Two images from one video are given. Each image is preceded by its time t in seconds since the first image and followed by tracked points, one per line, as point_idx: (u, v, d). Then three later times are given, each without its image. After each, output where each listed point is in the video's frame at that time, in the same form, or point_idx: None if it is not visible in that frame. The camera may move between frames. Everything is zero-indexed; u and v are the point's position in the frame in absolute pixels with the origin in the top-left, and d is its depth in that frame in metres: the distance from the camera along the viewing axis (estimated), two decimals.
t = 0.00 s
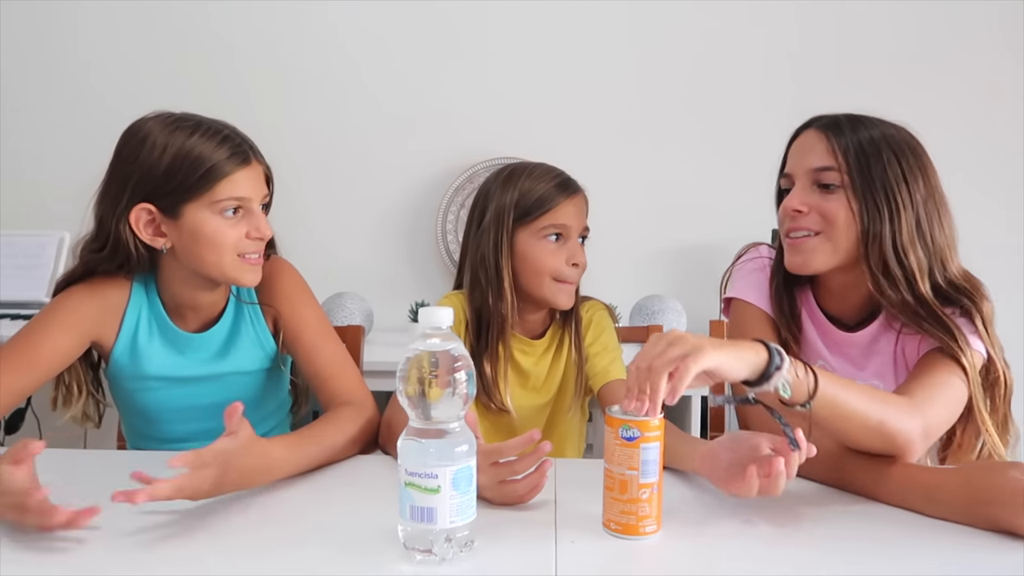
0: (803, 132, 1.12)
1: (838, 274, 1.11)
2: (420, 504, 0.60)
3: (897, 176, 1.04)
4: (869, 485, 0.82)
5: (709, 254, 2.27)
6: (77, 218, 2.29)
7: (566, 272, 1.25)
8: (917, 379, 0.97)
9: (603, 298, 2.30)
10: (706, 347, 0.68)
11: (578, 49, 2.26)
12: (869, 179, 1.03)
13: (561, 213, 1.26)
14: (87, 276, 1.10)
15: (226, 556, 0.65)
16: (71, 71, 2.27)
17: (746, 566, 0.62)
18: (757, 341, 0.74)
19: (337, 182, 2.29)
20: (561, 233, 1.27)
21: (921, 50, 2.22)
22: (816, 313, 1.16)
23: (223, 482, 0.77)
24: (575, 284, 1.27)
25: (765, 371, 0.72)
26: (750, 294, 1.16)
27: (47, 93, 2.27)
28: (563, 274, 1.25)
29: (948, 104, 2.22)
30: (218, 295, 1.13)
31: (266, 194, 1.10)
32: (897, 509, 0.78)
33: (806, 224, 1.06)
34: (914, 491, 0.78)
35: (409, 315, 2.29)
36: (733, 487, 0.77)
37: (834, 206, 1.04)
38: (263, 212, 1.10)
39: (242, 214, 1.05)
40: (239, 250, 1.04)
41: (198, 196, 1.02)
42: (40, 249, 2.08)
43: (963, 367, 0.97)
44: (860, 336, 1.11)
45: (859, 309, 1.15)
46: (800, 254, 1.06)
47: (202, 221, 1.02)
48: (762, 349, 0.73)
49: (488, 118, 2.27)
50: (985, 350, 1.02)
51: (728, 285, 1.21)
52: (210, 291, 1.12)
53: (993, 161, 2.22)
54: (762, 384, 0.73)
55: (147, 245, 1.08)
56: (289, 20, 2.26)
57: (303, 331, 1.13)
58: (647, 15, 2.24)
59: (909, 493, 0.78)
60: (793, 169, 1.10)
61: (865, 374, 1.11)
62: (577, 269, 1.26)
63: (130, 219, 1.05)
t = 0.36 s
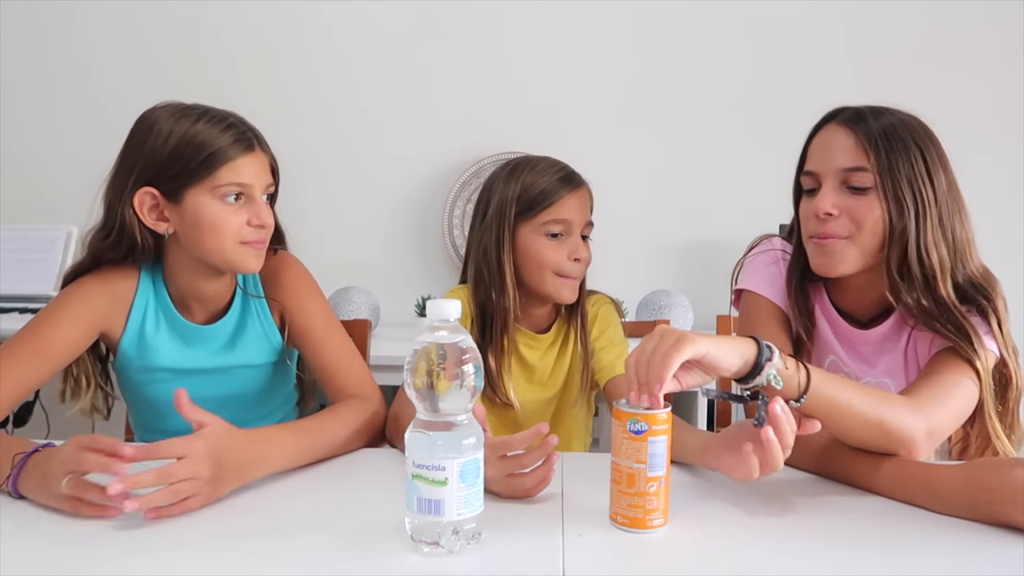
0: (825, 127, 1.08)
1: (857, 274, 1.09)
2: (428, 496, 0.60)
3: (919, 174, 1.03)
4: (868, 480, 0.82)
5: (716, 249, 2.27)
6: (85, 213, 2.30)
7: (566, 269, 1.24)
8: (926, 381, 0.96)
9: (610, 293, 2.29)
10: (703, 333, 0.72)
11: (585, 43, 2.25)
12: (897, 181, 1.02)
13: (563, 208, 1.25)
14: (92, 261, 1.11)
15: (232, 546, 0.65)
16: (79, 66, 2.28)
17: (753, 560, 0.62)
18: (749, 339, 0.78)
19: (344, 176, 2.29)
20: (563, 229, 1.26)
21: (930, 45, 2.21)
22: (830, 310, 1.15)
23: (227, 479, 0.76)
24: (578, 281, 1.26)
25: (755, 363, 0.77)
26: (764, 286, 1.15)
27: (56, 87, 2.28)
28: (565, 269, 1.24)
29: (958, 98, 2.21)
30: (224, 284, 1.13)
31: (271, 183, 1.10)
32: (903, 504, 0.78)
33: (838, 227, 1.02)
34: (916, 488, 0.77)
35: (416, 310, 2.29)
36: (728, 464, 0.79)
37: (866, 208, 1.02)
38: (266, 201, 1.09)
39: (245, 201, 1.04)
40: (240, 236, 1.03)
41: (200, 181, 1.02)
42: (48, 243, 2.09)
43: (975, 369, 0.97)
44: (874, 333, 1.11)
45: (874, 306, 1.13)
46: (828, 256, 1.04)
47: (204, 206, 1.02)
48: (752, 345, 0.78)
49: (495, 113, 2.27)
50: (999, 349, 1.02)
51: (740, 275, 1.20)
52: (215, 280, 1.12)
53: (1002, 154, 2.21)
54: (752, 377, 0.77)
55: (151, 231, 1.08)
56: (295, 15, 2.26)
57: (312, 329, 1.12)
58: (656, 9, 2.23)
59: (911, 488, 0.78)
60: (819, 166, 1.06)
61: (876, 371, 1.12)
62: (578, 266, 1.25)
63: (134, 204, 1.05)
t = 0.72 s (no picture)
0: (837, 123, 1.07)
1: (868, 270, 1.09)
2: (425, 491, 0.60)
3: (933, 171, 1.03)
4: (875, 475, 0.82)
5: (714, 246, 2.27)
6: (81, 209, 2.29)
7: (557, 262, 1.23)
8: (932, 383, 0.96)
9: (608, 290, 2.29)
10: (738, 371, 0.70)
11: (583, 41, 2.25)
12: (914, 178, 1.01)
13: (555, 204, 1.25)
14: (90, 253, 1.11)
15: (229, 540, 0.65)
16: (74, 63, 2.27)
17: (753, 556, 0.62)
18: (793, 387, 0.74)
19: (341, 172, 2.29)
20: (554, 225, 1.25)
21: (927, 42, 2.21)
22: (835, 305, 1.14)
23: (227, 475, 0.76)
24: (571, 274, 1.26)
25: (797, 419, 0.73)
26: (766, 280, 1.14)
27: (52, 84, 2.27)
28: (556, 265, 1.23)
29: (956, 95, 2.21)
30: (222, 276, 1.12)
31: (266, 175, 1.09)
32: (902, 500, 0.78)
33: (857, 224, 1.01)
34: (918, 481, 0.78)
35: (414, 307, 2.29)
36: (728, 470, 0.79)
37: (884, 207, 1.01)
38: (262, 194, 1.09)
39: (241, 193, 1.04)
40: (236, 228, 1.03)
41: (194, 172, 1.02)
42: (44, 239, 2.08)
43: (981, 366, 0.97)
44: (880, 328, 1.11)
45: (880, 301, 1.13)
46: (845, 253, 1.03)
47: (199, 197, 1.02)
48: (798, 396, 0.74)
49: (493, 110, 2.26)
50: (1004, 345, 1.03)
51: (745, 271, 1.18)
52: (212, 273, 1.11)
53: (998, 149, 2.21)
54: (795, 431, 0.73)
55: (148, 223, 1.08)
56: (293, 13, 2.26)
57: (315, 328, 1.12)
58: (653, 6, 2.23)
59: (913, 482, 0.78)
60: (837, 163, 1.04)
61: (881, 366, 1.12)
62: (571, 259, 1.24)
63: (129, 195, 1.05)
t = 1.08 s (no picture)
0: (830, 118, 1.07)
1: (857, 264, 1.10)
2: (412, 489, 0.60)
3: (924, 164, 1.04)
4: (858, 471, 0.83)
5: (702, 243, 2.28)
6: (67, 207, 2.28)
7: (542, 264, 1.24)
8: (908, 370, 0.97)
9: (597, 287, 2.30)
10: (724, 385, 0.71)
11: (573, 39, 2.25)
12: (908, 173, 1.02)
13: (542, 203, 1.25)
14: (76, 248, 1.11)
15: (217, 539, 0.65)
16: (60, 61, 2.25)
17: (739, 553, 0.62)
18: (772, 416, 0.76)
19: (329, 169, 2.28)
20: (541, 224, 1.25)
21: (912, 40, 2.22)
22: (818, 301, 1.15)
23: (216, 470, 0.76)
24: (556, 275, 1.26)
25: (782, 446, 0.74)
26: (751, 278, 1.13)
27: (37, 81, 2.25)
28: (540, 266, 1.24)
29: (943, 92, 2.22)
30: (210, 278, 1.12)
31: (256, 178, 1.09)
32: (886, 496, 0.78)
33: (857, 220, 1.02)
34: (903, 478, 0.78)
35: (403, 304, 2.29)
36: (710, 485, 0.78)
37: (882, 201, 1.02)
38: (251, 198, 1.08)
39: (227, 200, 1.03)
40: (222, 237, 1.03)
41: (181, 179, 1.01)
42: (30, 237, 2.06)
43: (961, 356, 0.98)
44: (862, 324, 1.12)
45: (863, 297, 1.14)
46: (844, 249, 1.03)
47: (184, 204, 1.02)
48: (778, 424, 0.75)
49: (484, 107, 2.26)
50: (984, 333, 1.04)
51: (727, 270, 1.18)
52: (201, 276, 1.11)
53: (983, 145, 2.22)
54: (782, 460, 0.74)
55: (135, 222, 1.08)
56: (279, 11, 2.25)
57: (300, 322, 1.12)
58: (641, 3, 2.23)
59: (897, 478, 0.79)
60: (835, 160, 1.04)
61: (864, 361, 1.13)
62: (556, 261, 1.25)
63: (117, 196, 1.05)
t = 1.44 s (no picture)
0: (814, 113, 1.08)
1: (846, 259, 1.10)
2: (401, 487, 0.60)
3: (909, 158, 1.05)
4: (845, 467, 0.83)
5: (691, 242, 2.29)
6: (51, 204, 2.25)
7: (530, 266, 1.24)
8: (898, 365, 0.98)
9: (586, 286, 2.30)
10: (710, 397, 0.71)
11: (561, 38, 2.25)
12: (894, 166, 1.03)
13: (530, 204, 1.25)
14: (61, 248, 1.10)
15: (204, 538, 0.64)
16: (43, 57, 2.23)
17: (727, 550, 0.63)
18: (753, 415, 0.76)
19: (317, 167, 2.27)
20: (528, 225, 1.25)
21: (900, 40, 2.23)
22: (807, 298, 1.16)
23: (206, 470, 0.76)
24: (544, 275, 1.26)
25: (760, 446, 0.75)
26: (740, 275, 1.13)
27: (21, 76, 2.23)
28: (528, 266, 1.24)
29: (930, 92, 2.23)
30: (197, 274, 1.12)
31: (239, 168, 1.08)
32: (873, 492, 0.79)
33: (849, 213, 1.02)
34: (890, 474, 0.79)
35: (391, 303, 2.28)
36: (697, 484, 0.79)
37: (872, 194, 1.02)
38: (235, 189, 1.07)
39: (208, 190, 1.03)
40: (206, 228, 1.02)
41: (161, 171, 1.01)
42: (14, 235, 2.05)
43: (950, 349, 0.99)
44: (850, 319, 1.13)
45: (850, 292, 1.15)
46: (839, 243, 1.03)
47: (165, 196, 1.01)
48: (758, 424, 0.75)
49: (473, 105, 2.26)
50: (972, 326, 1.05)
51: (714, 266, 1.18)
52: (189, 271, 1.11)
53: (969, 146, 2.24)
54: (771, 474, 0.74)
55: (121, 219, 1.08)
56: (266, 8, 2.24)
57: (289, 319, 1.11)
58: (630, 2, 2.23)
59: (884, 473, 0.79)
60: (823, 153, 1.04)
61: (852, 357, 1.13)
62: (543, 262, 1.25)
63: (101, 192, 1.05)
